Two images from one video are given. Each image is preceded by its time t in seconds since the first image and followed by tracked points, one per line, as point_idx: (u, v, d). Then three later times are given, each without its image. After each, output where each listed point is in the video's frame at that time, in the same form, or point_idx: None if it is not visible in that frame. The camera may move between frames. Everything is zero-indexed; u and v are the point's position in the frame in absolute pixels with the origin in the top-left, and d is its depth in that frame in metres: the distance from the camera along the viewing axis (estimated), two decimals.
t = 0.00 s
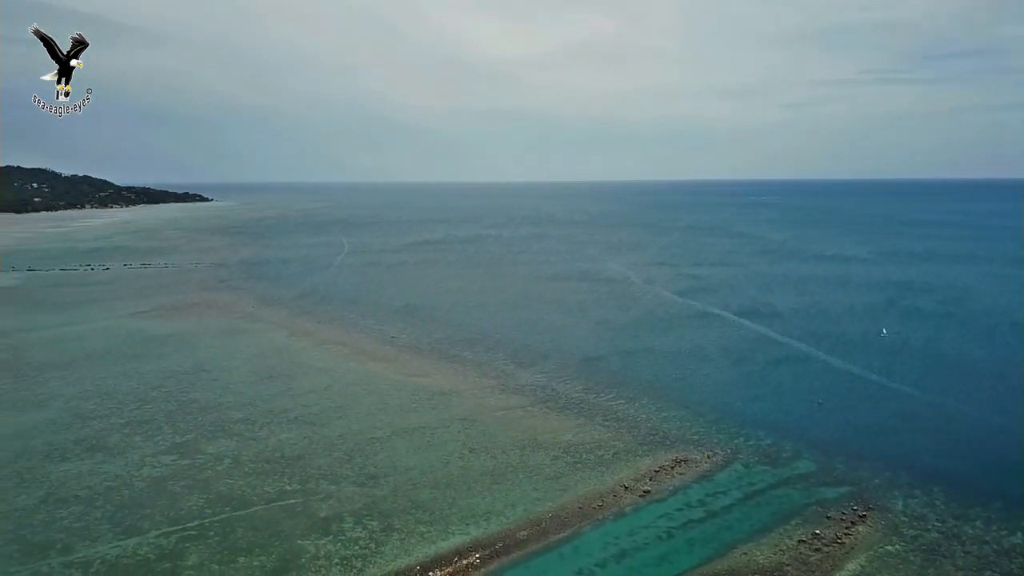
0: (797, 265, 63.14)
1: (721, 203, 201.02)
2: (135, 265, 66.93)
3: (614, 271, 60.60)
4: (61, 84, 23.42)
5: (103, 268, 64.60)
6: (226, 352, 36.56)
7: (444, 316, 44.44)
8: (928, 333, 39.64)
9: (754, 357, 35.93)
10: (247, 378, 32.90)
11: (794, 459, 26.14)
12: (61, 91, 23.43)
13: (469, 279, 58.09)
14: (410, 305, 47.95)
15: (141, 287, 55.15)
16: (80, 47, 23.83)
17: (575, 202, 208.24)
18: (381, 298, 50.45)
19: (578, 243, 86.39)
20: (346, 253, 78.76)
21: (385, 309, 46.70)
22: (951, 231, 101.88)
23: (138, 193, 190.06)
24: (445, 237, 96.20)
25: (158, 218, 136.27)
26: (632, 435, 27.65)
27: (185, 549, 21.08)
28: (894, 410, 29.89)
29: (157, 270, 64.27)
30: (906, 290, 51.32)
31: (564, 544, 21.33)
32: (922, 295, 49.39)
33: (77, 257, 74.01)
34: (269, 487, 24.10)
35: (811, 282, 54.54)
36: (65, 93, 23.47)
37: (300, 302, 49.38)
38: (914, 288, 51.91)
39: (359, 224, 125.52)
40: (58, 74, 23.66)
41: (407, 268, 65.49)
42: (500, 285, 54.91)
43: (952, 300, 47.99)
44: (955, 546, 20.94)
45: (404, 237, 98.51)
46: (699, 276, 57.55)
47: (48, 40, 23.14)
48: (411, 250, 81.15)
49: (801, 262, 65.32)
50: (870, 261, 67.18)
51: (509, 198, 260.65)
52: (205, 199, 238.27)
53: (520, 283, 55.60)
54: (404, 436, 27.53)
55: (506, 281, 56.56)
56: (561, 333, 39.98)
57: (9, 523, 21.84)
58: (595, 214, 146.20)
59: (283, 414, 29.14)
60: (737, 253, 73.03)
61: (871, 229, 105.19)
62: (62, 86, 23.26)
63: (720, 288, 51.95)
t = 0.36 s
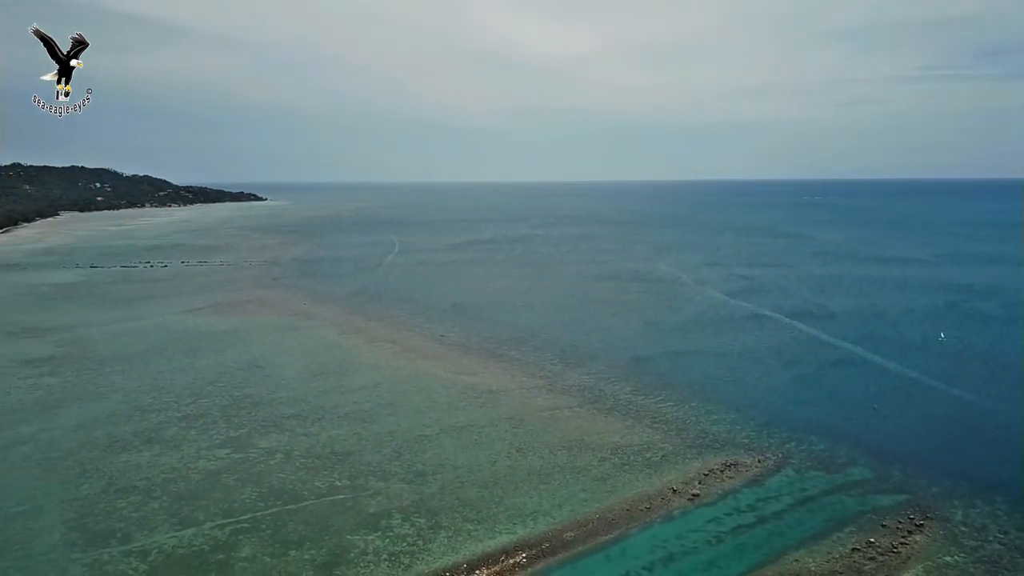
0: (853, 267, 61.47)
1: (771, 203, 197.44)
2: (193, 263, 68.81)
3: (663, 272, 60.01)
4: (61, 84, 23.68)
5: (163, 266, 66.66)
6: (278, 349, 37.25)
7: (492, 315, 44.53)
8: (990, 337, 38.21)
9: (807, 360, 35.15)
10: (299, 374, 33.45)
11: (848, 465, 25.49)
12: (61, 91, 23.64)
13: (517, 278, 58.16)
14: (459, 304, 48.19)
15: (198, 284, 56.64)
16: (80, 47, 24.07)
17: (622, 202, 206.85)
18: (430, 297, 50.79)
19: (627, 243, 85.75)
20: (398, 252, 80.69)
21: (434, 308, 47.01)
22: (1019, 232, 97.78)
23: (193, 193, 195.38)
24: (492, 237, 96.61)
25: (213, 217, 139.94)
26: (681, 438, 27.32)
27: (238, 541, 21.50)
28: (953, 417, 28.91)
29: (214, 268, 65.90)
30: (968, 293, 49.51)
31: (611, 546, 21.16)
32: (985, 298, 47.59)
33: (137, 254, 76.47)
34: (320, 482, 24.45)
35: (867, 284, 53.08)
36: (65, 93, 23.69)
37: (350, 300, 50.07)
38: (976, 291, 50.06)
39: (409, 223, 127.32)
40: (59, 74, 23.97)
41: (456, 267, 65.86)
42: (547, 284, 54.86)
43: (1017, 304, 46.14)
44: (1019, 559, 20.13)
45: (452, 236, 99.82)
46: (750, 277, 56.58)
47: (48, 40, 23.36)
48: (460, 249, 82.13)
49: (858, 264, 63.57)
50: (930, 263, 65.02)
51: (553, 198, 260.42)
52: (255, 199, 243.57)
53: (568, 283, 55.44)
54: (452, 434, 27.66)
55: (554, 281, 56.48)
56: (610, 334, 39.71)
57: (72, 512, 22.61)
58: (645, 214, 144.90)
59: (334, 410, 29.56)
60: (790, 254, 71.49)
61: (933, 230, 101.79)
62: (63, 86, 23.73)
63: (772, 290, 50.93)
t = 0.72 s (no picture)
0: (909, 269, 59.72)
1: (821, 202, 193.14)
2: (245, 261, 70.38)
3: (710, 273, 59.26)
4: (61, 84, 22.15)
5: (216, 264, 68.35)
6: (328, 346, 37.84)
7: (537, 315, 44.56)
8: None
9: (859, 364, 34.34)
10: (347, 372, 33.91)
11: (903, 472, 24.81)
12: (60, 92, 21.99)
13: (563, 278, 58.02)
14: (505, 303, 48.32)
15: (249, 281, 57.93)
16: (80, 47, 22.35)
17: (666, 202, 205.02)
18: (476, 296, 51.04)
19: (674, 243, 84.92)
20: (445, 250, 82.38)
21: (480, 307, 47.23)
22: None
23: (242, 194, 199.74)
24: (537, 237, 96.65)
25: (264, 216, 142.85)
26: (728, 441, 26.93)
27: (287, 535, 21.85)
28: (1015, 425, 27.90)
29: (265, 266, 67.32)
30: None
31: (657, 549, 20.95)
32: None
33: (191, 253, 78.60)
34: (367, 478, 24.73)
35: (924, 286, 51.54)
36: (65, 93, 22.04)
37: (398, 299, 50.55)
38: None
39: (455, 222, 128.08)
40: (58, 74, 22.17)
41: (501, 267, 66.00)
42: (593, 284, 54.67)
43: None
44: None
45: (497, 236, 100.25)
46: (800, 279, 55.48)
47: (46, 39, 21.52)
48: (506, 248, 82.42)
49: (914, 266, 61.75)
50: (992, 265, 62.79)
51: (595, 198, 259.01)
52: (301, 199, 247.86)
53: (613, 283, 55.10)
54: (497, 433, 27.72)
55: (599, 281, 56.23)
56: (655, 335, 39.39)
57: (129, 502, 23.27)
58: (693, 215, 143.01)
59: (381, 408, 29.84)
60: (842, 255, 69.82)
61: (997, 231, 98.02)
62: (62, 88, 22.06)
63: (823, 292, 49.87)
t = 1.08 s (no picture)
0: (972, 272, 57.66)
1: (875, 203, 187.97)
2: (297, 260, 71.74)
3: (762, 274, 58.26)
4: (61, 84, 21.73)
5: (270, 262, 69.97)
6: (378, 344, 38.29)
7: (585, 315, 44.43)
8: None
9: (917, 368, 33.37)
10: (396, 369, 34.24)
11: (962, 481, 24.03)
12: (60, 92, 21.62)
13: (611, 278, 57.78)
14: (553, 303, 48.26)
15: (301, 279, 59.00)
16: (80, 46, 21.91)
17: (714, 202, 202.24)
18: (524, 296, 51.11)
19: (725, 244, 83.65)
20: (493, 250, 82.38)
21: (529, 307, 47.27)
22: None
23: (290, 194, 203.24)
24: (583, 237, 96.23)
25: (314, 215, 145.00)
26: (780, 445, 26.44)
27: (337, 529, 22.14)
28: None
29: (317, 264, 68.44)
30: None
31: (705, 553, 20.65)
32: None
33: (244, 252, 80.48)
34: (415, 475, 24.91)
35: (988, 289, 49.72)
36: (65, 93, 21.67)
37: (447, 298, 50.96)
38: None
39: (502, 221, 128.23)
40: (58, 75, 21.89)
41: (550, 266, 66.04)
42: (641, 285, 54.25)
43: None
44: None
45: (543, 235, 100.15)
46: (856, 280, 54.12)
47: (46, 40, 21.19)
48: (553, 248, 82.32)
49: (977, 268, 59.59)
50: None
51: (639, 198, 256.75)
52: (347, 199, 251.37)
53: (662, 284, 54.66)
54: (545, 433, 27.69)
55: (647, 282, 55.81)
56: (705, 336, 38.91)
57: (185, 493, 23.87)
58: (746, 215, 140.49)
59: (429, 405, 30.07)
60: (900, 257, 67.85)
61: None
62: (62, 87, 21.76)
63: (879, 294, 48.55)
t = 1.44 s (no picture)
0: None
1: (933, 203, 181.96)
2: (347, 258, 72.84)
3: (815, 276, 57.00)
4: (61, 85, 19.79)
5: (320, 260, 71.26)
6: (428, 342, 38.59)
7: (633, 316, 44.13)
8: None
9: (978, 374, 32.27)
10: (445, 368, 34.47)
11: None
12: (59, 92, 19.45)
13: (660, 279, 57.27)
14: (600, 303, 48.05)
15: (352, 278, 59.88)
16: (81, 46, 20.03)
17: (765, 201, 198.51)
18: (571, 296, 51.01)
19: (777, 244, 82.08)
20: (540, 250, 82.26)
21: (577, 307, 47.15)
22: None
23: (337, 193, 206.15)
24: (631, 237, 95.48)
25: (362, 215, 146.62)
26: (834, 450, 25.87)
27: (385, 525, 22.37)
28: None
29: (367, 263, 69.32)
30: None
31: (755, 558, 20.34)
32: None
33: (294, 250, 82.04)
34: (463, 473, 25.04)
35: None
36: (64, 94, 19.52)
37: (495, 297, 51.15)
38: None
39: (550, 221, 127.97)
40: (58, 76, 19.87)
41: (597, 266, 65.79)
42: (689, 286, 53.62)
43: None
44: None
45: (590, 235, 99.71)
46: (914, 283, 52.55)
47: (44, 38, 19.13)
48: (601, 248, 81.92)
49: None
50: None
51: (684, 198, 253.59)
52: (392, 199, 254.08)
53: (711, 285, 53.97)
54: (592, 434, 27.60)
55: (696, 282, 55.19)
56: (755, 339, 38.30)
57: (238, 487, 24.38)
58: (800, 215, 137.24)
59: (477, 404, 30.20)
60: (962, 259, 65.56)
61: None
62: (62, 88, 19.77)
63: (939, 297, 47.05)
